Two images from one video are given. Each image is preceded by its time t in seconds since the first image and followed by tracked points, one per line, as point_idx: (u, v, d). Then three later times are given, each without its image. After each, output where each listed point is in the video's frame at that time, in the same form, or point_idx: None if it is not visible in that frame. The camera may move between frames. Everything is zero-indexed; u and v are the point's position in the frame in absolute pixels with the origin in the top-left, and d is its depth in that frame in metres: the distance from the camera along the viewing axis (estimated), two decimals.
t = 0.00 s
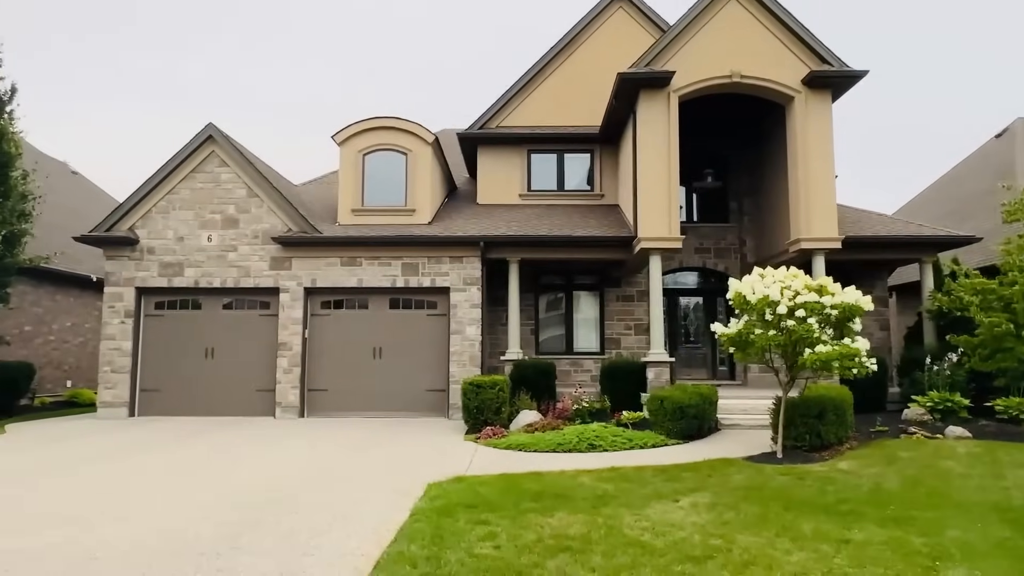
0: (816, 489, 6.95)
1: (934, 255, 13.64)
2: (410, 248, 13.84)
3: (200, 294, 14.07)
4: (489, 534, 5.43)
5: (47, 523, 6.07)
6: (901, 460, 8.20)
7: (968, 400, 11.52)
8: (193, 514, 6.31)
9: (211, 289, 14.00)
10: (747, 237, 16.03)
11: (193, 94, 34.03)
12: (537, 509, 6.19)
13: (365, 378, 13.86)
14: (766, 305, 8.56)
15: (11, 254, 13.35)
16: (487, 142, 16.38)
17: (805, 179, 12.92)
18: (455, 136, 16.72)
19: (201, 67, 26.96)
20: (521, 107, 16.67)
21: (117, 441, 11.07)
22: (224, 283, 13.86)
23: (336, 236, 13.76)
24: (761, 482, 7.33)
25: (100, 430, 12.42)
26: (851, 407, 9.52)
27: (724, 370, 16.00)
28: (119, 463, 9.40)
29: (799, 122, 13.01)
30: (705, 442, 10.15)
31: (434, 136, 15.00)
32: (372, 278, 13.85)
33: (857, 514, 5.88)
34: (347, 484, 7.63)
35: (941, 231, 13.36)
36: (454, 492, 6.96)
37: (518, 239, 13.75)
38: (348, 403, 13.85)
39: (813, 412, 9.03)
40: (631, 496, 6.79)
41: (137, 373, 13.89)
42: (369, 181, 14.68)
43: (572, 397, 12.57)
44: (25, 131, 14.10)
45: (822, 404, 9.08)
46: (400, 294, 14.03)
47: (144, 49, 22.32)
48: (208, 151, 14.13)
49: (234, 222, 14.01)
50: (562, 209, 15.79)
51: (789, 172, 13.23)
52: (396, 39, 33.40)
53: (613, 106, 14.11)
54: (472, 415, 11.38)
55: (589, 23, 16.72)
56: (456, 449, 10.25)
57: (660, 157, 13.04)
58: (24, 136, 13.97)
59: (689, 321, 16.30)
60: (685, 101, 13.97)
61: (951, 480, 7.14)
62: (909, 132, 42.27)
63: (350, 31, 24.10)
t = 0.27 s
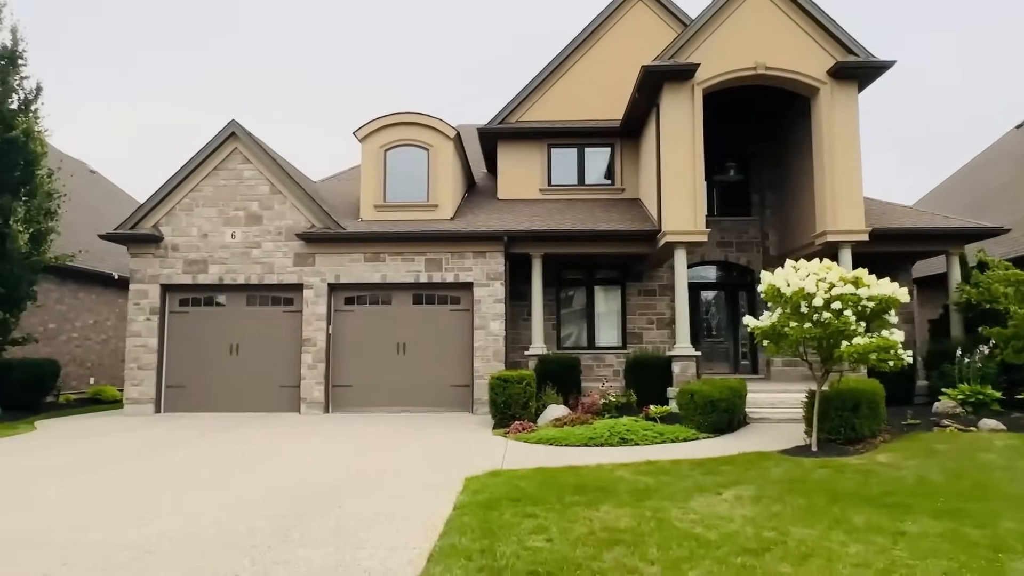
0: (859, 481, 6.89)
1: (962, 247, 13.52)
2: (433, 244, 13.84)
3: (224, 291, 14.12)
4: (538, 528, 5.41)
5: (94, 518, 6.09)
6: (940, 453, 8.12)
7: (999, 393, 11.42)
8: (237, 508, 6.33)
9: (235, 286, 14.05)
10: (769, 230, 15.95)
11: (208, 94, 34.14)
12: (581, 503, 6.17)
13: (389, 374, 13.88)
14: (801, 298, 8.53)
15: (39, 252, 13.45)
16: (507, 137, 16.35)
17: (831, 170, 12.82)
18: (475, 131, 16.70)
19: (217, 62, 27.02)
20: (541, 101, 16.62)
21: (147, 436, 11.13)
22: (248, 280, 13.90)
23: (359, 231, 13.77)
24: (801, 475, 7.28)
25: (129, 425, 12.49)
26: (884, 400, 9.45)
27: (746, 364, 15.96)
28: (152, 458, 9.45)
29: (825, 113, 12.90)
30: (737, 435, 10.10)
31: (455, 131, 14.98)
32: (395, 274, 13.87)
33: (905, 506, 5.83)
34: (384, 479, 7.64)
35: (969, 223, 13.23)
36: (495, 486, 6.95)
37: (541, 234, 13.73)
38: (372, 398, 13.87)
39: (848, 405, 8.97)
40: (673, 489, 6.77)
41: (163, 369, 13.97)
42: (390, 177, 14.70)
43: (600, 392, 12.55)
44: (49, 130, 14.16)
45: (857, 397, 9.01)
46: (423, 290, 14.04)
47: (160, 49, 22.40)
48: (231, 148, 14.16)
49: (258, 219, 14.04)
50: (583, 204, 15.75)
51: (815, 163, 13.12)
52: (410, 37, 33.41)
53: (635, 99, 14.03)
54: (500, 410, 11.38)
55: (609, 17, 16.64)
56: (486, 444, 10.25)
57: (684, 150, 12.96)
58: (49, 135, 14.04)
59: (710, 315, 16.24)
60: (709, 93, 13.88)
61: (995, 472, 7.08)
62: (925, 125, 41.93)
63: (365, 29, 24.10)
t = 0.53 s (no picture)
0: (902, 481, 6.80)
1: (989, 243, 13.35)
2: (454, 242, 13.79)
3: (245, 291, 14.11)
4: (586, 530, 5.35)
5: (135, 521, 6.06)
6: (979, 451, 8.03)
7: None
8: (278, 510, 6.29)
9: (256, 286, 14.03)
10: (790, 226, 15.83)
11: (220, 94, 34.18)
12: (625, 504, 6.11)
13: (411, 373, 13.85)
14: (836, 295, 8.43)
15: (61, 254, 13.47)
16: (526, 135, 16.28)
17: (857, 166, 12.70)
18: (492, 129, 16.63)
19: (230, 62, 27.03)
20: (559, 98, 16.54)
21: (173, 437, 11.13)
22: (269, 280, 13.89)
23: (380, 231, 13.74)
24: (841, 475, 7.19)
25: (153, 426, 12.48)
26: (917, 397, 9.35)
27: (768, 362, 15.86)
28: (182, 458, 9.44)
29: (850, 108, 12.78)
30: (767, 434, 10.02)
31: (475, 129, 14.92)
32: (416, 273, 13.83)
33: (957, 506, 5.74)
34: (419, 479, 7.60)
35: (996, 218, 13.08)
36: (533, 487, 6.90)
37: (562, 232, 13.66)
38: (394, 398, 13.84)
39: (883, 403, 8.88)
40: (714, 489, 6.70)
41: (185, 370, 13.97)
42: (410, 176, 14.65)
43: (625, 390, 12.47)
44: (70, 131, 14.18)
45: (892, 395, 8.92)
46: (444, 289, 13.99)
47: (176, 50, 22.42)
48: (251, 148, 14.14)
49: (278, 219, 14.02)
50: (602, 201, 15.67)
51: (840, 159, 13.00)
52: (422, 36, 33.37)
53: (657, 95, 13.92)
54: (525, 409, 11.31)
55: (627, 13, 16.54)
56: (514, 443, 10.20)
57: (709, 147, 12.84)
58: (70, 136, 14.06)
59: (731, 312, 16.14)
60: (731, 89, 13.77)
61: None
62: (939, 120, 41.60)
63: (379, 29, 24.06)
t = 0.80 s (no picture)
0: (943, 480, 6.75)
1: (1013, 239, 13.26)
2: (474, 243, 13.77)
3: (265, 292, 14.12)
4: (634, 531, 5.32)
5: (177, 524, 6.04)
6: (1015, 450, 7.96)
7: None
8: (318, 512, 6.27)
9: (277, 287, 14.04)
10: (809, 224, 15.75)
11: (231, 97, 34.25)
12: (668, 504, 6.07)
13: (431, 374, 13.83)
14: (869, 294, 8.37)
15: (83, 256, 13.49)
16: (543, 135, 16.25)
17: (880, 163, 12.62)
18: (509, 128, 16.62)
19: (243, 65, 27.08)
20: (575, 98, 16.50)
21: (198, 439, 11.13)
22: (289, 281, 13.89)
23: (399, 231, 13.72)
24: (879, 474, 7.14)
25: (176, 427, 12.49)
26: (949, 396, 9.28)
27: (787, 360, 15.84)
28: (210, 460, 9.43)
29: (872, 105, 12.71)
30: (795, 433, 9.97)
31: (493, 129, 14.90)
32: (436, 273, 13.81)
33: (1004, 505, 5.69)
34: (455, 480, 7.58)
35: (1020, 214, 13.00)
36: (570, 487, 6.87)
37: (582, 231, 13.62)
38: (415, 398, 13.83)
39: (915, 402, 8.81)
40: (753, 489, 6.66)
41: (206, 372, 13.98)
42: (428, 176, 14.64)
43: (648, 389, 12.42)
44: (90, 133, 14.20)
45: (925, 394, 8.85)
46: (464, 289, 13.98)
47: (190, 53, 22.47)
48: (270, 150, 14.15)
49: (298, 220, 14.02)
50: (620, 200, 15.63)
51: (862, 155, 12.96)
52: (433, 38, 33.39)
53: (676, 94, 13.87)
54: (550, 410, 11.27)
55: (644, 11, 16.49)
56: (540, 443, 10.17)
57: (731, 145, 12.77)
58: (89, 138, 14.08)
59: (750, 311, 16.09)
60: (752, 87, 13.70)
61: None
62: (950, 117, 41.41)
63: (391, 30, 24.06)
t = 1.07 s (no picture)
0: (979, 480, 6.71)
1: None
2: (491, 243, 13.75)
3: (281, 294, 14.11)
4: (677, 532, 5.28)
5: (213, 526, 6.03)
6: None
7: None
8: (354, 514, 6.25)
9: (293, 289, 14.03)
10: (824, 224, 15.69)
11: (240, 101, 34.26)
12: (706, 505, 6.04)
13: (448, 375, 13.81)
14: (898, 292, 8.34)
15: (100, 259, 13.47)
16: (557, 135, 16.24)
17: (899, 161, 12.59)
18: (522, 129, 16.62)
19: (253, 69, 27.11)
20: (589, 97, 16.48)
21: (219, 441, 11.12)
22: (306, 283, 13.88)
23: (416, 232, 13.70)
24: (913, 474, 7.10)
25: (195, 430, 12.48)
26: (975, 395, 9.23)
27: (803, 360, 15.78)
28: (235, 462, 9.43)
29: (891, 103, 12.68)
30: (820, 433, 9.94)
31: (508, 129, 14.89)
32: (453, 274, 13.79)
33: None
34: (485, 481, 7.56)
35: None
36: (604, 488, 6.84)
37: (600, 231, 13.59)
38: (432, 400, 13.81)
39: (943, 401, 8.77)
40: (789, 489, 6.63)
41: (223, 374, 13.97)
42: (444, 177, 14.63)
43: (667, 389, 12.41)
44: (106, 136, 14.15)
45: (952, 393, 8.81)
46: (481, 290, 13.95)
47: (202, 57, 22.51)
48: (286, 151, 14.15)
49: (314, 221, 14.01)
50: (635, 200, 15.60)
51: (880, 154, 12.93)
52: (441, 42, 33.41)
53: (693, 93, 13.84)
54: (571, 410, 11.26)
55: (657, 11, 16.47)
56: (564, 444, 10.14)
57: (749, 144, 12.74)
58: (106, 141, 14.03)
59: (765, 311, 16.05)
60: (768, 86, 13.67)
61: None
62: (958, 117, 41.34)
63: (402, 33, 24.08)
